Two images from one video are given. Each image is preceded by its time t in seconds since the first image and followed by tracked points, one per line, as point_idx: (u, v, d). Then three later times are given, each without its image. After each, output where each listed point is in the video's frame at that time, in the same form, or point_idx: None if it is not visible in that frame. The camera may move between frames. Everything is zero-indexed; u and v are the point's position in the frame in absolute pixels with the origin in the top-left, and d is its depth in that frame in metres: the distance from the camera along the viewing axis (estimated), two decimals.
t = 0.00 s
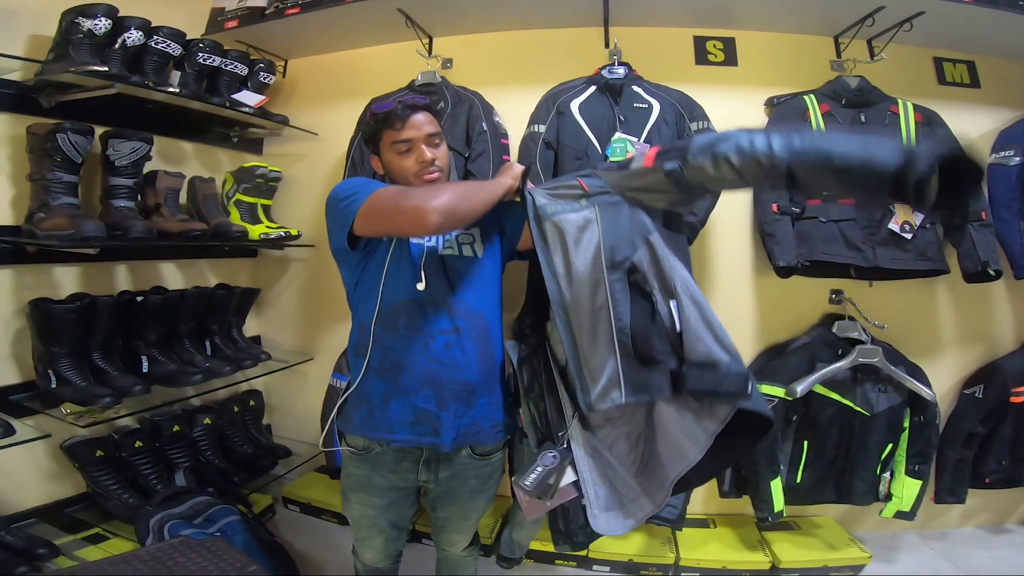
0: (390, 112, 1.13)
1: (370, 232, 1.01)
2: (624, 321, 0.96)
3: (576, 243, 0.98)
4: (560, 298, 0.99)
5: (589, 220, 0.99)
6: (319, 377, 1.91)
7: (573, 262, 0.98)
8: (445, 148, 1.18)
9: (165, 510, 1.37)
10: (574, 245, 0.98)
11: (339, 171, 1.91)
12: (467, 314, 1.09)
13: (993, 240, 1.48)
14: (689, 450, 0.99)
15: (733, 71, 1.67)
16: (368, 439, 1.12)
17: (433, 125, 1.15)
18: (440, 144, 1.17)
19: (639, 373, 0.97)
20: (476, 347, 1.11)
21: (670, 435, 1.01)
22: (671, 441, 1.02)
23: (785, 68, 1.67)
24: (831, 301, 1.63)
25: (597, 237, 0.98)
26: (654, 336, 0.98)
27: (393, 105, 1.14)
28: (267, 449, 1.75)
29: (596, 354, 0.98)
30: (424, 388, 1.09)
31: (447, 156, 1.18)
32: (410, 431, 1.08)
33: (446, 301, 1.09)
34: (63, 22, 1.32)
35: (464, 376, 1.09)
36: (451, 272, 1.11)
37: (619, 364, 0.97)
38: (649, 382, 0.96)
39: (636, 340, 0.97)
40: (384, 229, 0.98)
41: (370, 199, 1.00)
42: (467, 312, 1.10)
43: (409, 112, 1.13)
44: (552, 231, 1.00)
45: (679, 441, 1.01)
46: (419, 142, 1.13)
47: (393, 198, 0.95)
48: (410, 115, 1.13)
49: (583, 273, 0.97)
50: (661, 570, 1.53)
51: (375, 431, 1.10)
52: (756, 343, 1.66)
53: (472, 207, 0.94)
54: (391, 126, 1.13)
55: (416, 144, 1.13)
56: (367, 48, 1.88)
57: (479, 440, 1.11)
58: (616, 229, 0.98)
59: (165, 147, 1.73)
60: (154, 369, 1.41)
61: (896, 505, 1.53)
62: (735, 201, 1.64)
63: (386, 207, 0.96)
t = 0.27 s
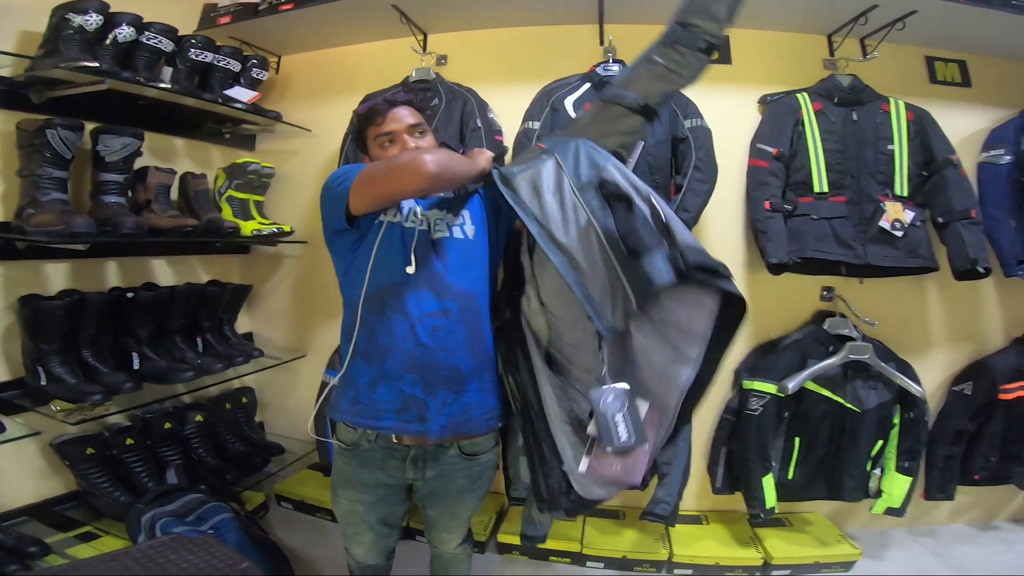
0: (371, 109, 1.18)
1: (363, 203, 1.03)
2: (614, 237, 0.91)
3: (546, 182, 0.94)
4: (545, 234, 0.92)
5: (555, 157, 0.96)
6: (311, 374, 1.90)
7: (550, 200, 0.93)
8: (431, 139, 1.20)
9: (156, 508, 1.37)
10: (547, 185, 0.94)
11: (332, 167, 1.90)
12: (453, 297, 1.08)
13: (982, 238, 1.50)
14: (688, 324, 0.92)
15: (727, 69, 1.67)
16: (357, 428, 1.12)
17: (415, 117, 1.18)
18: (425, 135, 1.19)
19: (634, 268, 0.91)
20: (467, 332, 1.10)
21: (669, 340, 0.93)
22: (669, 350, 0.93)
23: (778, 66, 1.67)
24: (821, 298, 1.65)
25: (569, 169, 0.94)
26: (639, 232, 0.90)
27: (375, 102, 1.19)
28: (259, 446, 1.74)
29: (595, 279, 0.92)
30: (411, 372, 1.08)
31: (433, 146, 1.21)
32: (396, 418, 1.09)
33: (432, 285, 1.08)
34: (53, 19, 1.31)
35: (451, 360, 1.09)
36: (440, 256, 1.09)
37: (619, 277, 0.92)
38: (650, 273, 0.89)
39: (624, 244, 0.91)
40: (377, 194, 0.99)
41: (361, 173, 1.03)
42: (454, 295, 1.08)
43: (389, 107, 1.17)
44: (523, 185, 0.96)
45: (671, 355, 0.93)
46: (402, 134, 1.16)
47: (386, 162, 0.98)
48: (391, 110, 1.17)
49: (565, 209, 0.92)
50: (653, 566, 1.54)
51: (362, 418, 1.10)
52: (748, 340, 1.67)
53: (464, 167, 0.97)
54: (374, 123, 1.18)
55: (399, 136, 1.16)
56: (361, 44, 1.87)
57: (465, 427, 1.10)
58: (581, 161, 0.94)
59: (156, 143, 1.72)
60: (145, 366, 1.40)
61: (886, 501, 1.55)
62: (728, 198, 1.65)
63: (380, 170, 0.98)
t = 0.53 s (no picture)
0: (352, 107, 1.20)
1: (352, 200, 1.04)
2: (588, 182, 0.91)
3: (515, 139, 0.94)
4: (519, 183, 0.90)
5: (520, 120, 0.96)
6: (303, 366, 1.91)
7: (519, 155, 0.92)
8: (414, 129, 1.19)
9: (148, 501, 1.37)
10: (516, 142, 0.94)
11: (325, 160, 1.90)
12: (445, 279, 1.08)
13: (965, 234, 1.53)
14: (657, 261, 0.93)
15: (719, 65, 1.69)
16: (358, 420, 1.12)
17: (397, 108, 1.18)
18: (407, 125, 1.18)
19: (612, 206, 0.90)
20: (459, 317, 1.10)
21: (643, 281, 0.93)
22: (639, 291, 0.94)
23: (769, 63, 1.69)
24: (808, 292, 1.67)
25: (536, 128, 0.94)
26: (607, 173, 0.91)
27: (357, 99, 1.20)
28: (251, 439, 1.75)
29: (574, 217, 0.90)
30: (409, 360, 1.08)
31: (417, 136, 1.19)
32: (397, 408, 1.09)
33: (423, 270, 1.08)
34: (43, 11, 1.30)
35: (447, 344, 1.08)
36: (432, 241, 1.08)
37: (598, 216, 0.91)
38: (627, 210, 0.89)
39: (599, 184, 0.91)
40: (365, 187, 1.01)
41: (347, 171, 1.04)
42: (446, 278, 1.08)
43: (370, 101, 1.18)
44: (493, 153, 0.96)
45: (643, 295, 0.94)
46: (383, 126, 1.16)
47: (372, 156, 0.99)
48: (371, 104, 1.17)
49: (537, 160, 0.91)
50: (643, 557, 1.57)
51: (363, 410, 1.11)
52: (737, 333, 1.69)
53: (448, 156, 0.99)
54: (356, 120, 1.19)
55: (380, 128, 1.16)
56: (354, 36, 1.87)
57: (469, 409, 1.11)
58: (544, 120, 0.94)
59: (147, 135, 1.71)
60: (136, 358, 1.39)
61: (870, 493, 1.58)
62: (718, 193, 1.67)
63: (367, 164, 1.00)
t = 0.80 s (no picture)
0: (333, 115, 1.21)
1: (347, 200, 1.05)
2: (561, 192, 1.00)
3: (498, 143, 1.04)
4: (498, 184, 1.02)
5: (507, 124, 1.05)
6: (311, 364, 1.92)
7: (501, 158, 1.02)
8: (398, 128, 1.19)
9: (160, 499, 1.38)
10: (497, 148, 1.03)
11: (330, 159, 1.91)
12: (452, 273, 1.09)
13: (971, 229, 1.52)
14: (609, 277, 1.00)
15: (722, 62, 1.69)
16: (374, 418, 1.12)
17: (378, 111, 1.19)
18: (389, 124, 1.19)
19: (579, 219, 0.99)
20: (467, 310, 1.11)
21: (593, 287, 1.01)
22: (592, 293, 1.01)
23: (772, 59, 1.69)
24: (813, 288, 1.67)
25: (519, 135, 1.02)
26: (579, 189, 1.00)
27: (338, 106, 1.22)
28: (259, 437, 1.76)
29: (540, 221, 1.01)
30: (423, 355, 1.09)
31: (401, 134, 1.19)
32: (415, 404, 1.09)
33: (431, 265, 1.09)
34: (50, 12, 1.31)
35: (458, 336, 1.10)
36: (437, 237, 1.10)
37: (561, 224, 1.00)
38: (591, 228, 0.98)
39: (570, 199, 1.00)
40: (364, 188, 1.02)
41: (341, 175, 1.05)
42: (453, 272, 1.10)
43: (351, 107, 1.19)
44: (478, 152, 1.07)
45: (597, 298, 1.01)
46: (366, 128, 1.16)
47: (367, 158, 1.01)
48: (353, 109, 1.19)
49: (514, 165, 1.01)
50: (649, 553, 1.57)
51: (382, 408, 1.11)
52: (742, 329, 1.69)
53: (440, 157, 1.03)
54: (338, 127, 1.20)
55: (363, 130, 1.16)
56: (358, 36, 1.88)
57: (484, 399, 1.13)
58: (530, 128, 1.04)
59: (154, 135, 1.72)
60: (146, 357, 1.41)
61: (877, 489, 1.58)
62: (723, 189, 1.67)
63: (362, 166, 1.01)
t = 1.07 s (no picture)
0: (320, 119, 1.16)
1: (349, 232, 1.03)
2: (560, 201, 1.00)
3: (495, 150, 1.02)
4: (496, 193, 1.01)
5: (504, 129, 1.04)
6: (319, 361, 1.93)
7: (498, 165, 1.01)
8: (389, 126, 1.13)
9: (172, 494, 1.40)
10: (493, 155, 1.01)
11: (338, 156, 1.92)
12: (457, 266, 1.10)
13: (981, 223, 1.52)
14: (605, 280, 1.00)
15: (729, 57, 1.68)
16: (386, 412, 1.13)
17: (367, 110, 1.13)
18: (379, 123, 1.13)
19: (579, 229, 0.99)
20: (476, 303, 1.11)
21: (592, 292, 1.00)
22: (590, 294, 1.00)
23: (780, 53, 1.68)
24: (821, 283, 1.66)
25: (517, 143, 1.02)
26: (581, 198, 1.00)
27: (325, 109, 1.16)
28: (269, 433, 1.77)
29: (536, 230, 1.01)
30: (432, 348, 1.09)
31: (393, 132, 1.13)
32: (426, 396, 1.10)
33: (438, 258, 1.09)
34: (58, 12, 1.31)
35: (466, 328, 1.10)
36: (443, 230, 1.10)
37: (560, 232, 1.00)
38: (591, 238, 0.99)
39: (569, 208, 1.00)
40: (361, 225, 1.00)
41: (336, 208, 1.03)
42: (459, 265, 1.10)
43: (339, 109, 1.14)
44: (471, 157, 1.04)
45: (594, 299, 1.00)
46: (355, 130, 1.11)
47: (363, 198, 0.97)
48: (340, 110, 1.13)
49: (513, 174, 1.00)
50: (656, 550, 1.57)
51: (393, 402, 1.11)
52: (749, 325, 1.69)
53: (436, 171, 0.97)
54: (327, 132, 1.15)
55: (352, 132, 1.11)
56: (365, 33, 1.88)
57: (488, 390, 1.16)
58: (528, 136, 1.03)
59: (162, 133, 1.73)
60: (157, 353, 1.42)
61: (885, 485, 1.58)
62: (730, 184, 1.66)
63: (356, 205, 0.98)
